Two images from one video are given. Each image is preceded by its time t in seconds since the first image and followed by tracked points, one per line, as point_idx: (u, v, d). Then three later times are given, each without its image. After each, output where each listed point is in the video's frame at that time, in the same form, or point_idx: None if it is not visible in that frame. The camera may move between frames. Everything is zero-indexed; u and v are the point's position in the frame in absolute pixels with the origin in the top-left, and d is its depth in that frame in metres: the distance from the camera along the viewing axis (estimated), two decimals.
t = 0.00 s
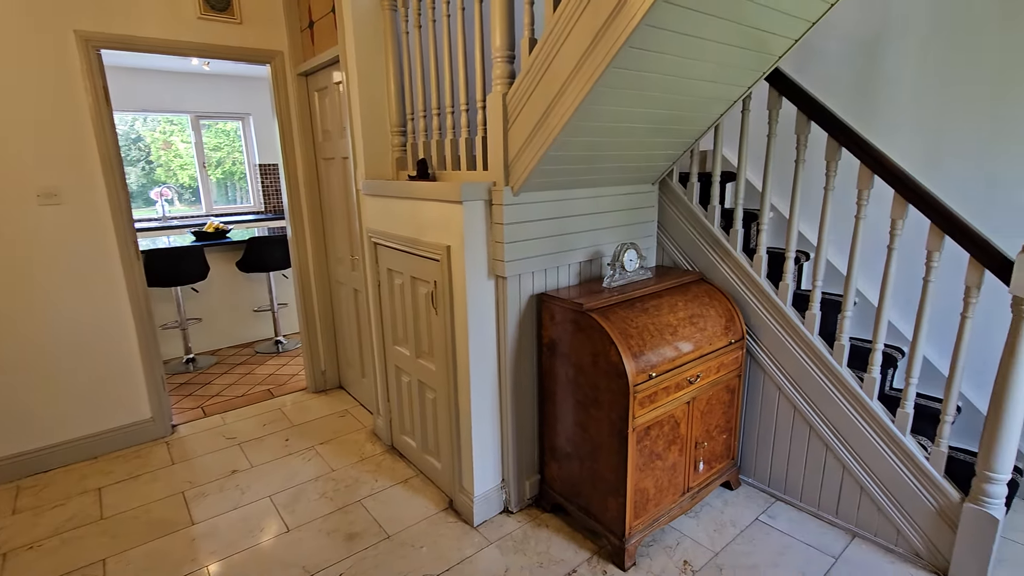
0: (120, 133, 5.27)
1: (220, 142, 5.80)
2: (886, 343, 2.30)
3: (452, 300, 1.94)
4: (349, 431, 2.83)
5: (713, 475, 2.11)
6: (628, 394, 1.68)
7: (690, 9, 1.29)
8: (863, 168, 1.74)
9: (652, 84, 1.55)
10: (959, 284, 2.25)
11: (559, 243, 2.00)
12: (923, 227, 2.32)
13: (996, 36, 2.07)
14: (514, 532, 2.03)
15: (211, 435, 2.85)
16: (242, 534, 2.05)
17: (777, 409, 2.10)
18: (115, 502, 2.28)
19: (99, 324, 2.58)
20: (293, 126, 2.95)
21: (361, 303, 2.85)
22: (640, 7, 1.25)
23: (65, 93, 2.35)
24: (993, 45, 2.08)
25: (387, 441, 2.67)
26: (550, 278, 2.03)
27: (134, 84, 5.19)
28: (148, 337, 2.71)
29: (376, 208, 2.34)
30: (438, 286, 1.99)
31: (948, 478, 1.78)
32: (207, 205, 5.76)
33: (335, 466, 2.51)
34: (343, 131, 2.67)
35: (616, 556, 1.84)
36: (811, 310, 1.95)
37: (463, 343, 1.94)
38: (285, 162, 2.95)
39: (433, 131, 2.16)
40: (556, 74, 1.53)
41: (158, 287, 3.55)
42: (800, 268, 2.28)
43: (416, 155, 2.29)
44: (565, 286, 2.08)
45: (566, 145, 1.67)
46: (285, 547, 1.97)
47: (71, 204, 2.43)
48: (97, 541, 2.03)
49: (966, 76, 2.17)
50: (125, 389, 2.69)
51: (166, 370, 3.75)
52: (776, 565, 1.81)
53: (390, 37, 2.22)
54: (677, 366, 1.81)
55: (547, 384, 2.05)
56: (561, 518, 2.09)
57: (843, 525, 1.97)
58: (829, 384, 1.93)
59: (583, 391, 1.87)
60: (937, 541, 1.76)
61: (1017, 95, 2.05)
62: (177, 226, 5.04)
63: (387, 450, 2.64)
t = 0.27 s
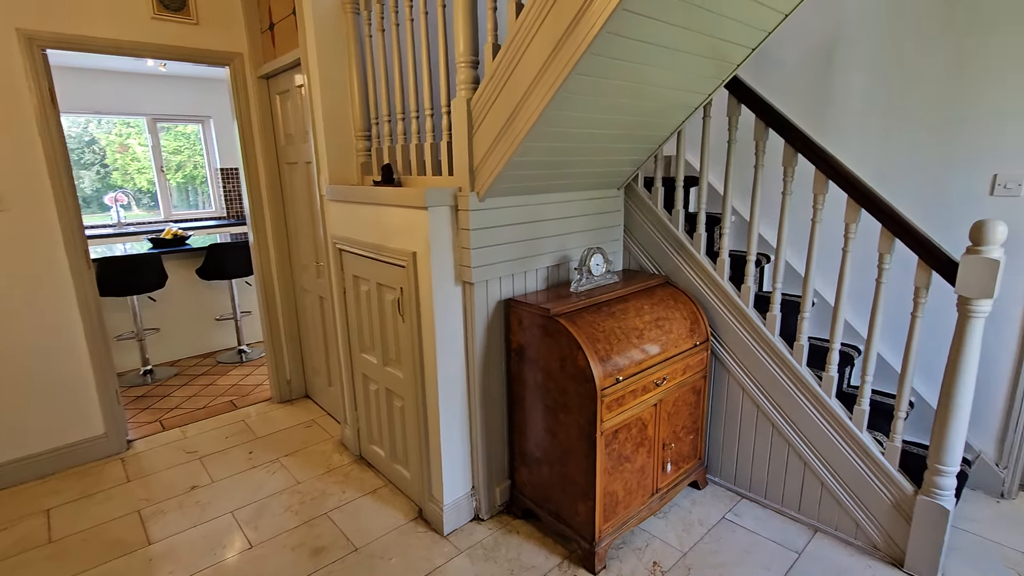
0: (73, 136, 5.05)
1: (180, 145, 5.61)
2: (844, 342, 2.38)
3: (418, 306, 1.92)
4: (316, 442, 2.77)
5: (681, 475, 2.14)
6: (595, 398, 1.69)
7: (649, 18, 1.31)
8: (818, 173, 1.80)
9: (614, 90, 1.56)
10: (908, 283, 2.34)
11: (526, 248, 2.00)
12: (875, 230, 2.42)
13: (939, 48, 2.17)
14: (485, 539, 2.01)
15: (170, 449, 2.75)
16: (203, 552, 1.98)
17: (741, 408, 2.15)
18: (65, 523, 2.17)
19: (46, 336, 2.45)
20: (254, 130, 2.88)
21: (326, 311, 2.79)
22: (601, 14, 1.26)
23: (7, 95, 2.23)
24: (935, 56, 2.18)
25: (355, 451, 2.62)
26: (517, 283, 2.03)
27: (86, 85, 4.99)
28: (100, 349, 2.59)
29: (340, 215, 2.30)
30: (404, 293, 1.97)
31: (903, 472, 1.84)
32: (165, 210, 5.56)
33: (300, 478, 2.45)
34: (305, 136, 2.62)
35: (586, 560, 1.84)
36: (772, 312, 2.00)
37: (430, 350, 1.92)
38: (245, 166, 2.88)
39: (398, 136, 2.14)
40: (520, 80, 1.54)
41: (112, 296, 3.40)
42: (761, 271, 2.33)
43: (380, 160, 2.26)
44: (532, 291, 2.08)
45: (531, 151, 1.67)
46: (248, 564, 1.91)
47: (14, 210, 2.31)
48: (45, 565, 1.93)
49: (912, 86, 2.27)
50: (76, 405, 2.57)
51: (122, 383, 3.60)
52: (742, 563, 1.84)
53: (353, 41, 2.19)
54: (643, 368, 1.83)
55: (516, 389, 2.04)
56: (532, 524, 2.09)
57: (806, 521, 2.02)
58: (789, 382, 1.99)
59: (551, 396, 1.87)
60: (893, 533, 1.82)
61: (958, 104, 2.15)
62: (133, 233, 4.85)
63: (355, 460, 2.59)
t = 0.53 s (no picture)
0: (22, 138, 4.80)
1: (138, 148, 5.43)
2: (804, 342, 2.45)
3: (384, 313, 1.89)
4: (281, 454, 2.70)
5: (650, 476, 2.17)
6: (563, 402, 1.69)
7: (610, 24, 1.32)
8: (776, 178, 1.85)
9: (577, 96, 1.57)
10: (864, 283, 2.42)
11: (493, 253, 2.00)
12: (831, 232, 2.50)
13: (888, 57, 2.26)
14: (456, 548, 1.99)
15: (127, 466, 2.63)
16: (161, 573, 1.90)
17: (707, 408, 2.18)
18: (11, 547, 2.06)
19: None
20: (213, 133, 2.80)
21: (291, 319, 2.73)
22: (563, 19, 1.26)
23: None
24: (885, 65, 2.27)
25: (322, 461, 2.56)
26: (485, 289, 2.02)
27: (34, 86, 4.77)
28: (49, 362, 2.47)
29: (304, 221, 2.25)
30: (370, 300, 1.93)
31: (861, 467, 1.90)
32: (121, 215, 5.34)
33: (265, 492, 2.38)
34: (267, 140, 2.56)
35: (557, 565, 1.84)
36: (735, 313, 2.04)
37: (397, 358, 1.89)
38: (205, 171, 2.79)
39: (362, 141, 2.11)
40: (483, 86, 1.53)
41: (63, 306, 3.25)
42: (725, 273, 2.39)
43: (345, 165, 2.22)
44: (500, 296, 2.07)
45: (496, 156, 1.67)
46: None
47: None
48: None
49: (864, 93, 2.35)
50: (23, 421, 2.44)
51: (75, 397, 3.44)
52: (710, 562, 1.87)
53: (316, 44, 2.15)
54: (611, 372, 1.84)
55: (485, 395, 2.03)
56: (503, 530, 2.08)
57: (771, 517, 2.07)
58: (753, 382, 2.03)
59: (520, 401, 1.86)
60: (853, 527, 1.87)
61: (907, 111, 2.24)
62: (87, 240, 4.65)
63: (322, 471, 2.53)
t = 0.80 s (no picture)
0: None
1: (94, 150, 5.23)
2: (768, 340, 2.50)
3: (350, 319, 1.86)
4: (245, 465, 2.62)
5: (621, 477, 2.18)
6: (532, 406, 1.68)
7: (572, 28, 1.33)
8: (738, 180, 1.88)
9: (541, 99, 1.57)
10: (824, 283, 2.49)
11: (461, 257, 1.98)
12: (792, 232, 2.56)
13: (843, 63, 2.33)
14: (426, 556, 1.96)
15: (80, 482, 2.52)
16: None
17: (675, 408, 2.21)
18: None
19: None
20: (170, 136, 2.71)
21: (255, 326, 2.65)
22: (524, 22, 1.26)
23: None
24: (841, 71, 2.34)
25: (288, 472, 2.49)
26: (452, 293, 2.00)
27: None
28: None
29: (266, 225, 2.19)
30: (335, 306, 1.89)
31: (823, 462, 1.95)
32: (77, 221, 5.13)
33: (228, 505, 2.30)
34: (227, 142, 2.49)
35: (528, 570, 1.83)
36: (701, 314, 2.07)
37: (363, 365, 1.86)
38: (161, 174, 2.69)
39: (325, 144, 2.06)
40: (446, 88, 1.52)
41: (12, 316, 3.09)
42: (691, 274, 2.42)
43: (308, 168, 2.17)
44: (469, 300, 2.06)
45: (460, 159, 1.65)
46: None
47: None
48: None
49: (821, 98, 2.42)
50: None
51: (25, 412, 3.28)
52: (680, 561, 1.89)
53: (276, 44, 2.10)
54: (580, 374, 1.84)
55: (454, 400, 2.01)
56: (474, 537, 2.06)
57: (738, 514, 2.10)
58: (719, 381, 2.06)
59: (489, 406, 1.85)
60: (816, 521, 1.92)
61: (861, 115, 2.32)
62: (38, 246, 4.44)
63: (288, 482, 2.47)
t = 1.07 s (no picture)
0: None
1: (50, 153, 5.02)
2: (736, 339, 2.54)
3: (316, 325, 1.82)
4: (210, 478, 2.54)
5: (593, 479, 2.18)
6: (502, 410, 1.67)
7: (536, 32, 1.33)
8: (703, 183, 1.91)
9: (507, 102, 1.57)
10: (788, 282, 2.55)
11: (429, 260, 1.96)
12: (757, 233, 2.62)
13: (803, 68, 2.39)
14: (398, 565, 1.93)
15: (33, 501, 2.40)
16: None
17: (646, 408, 2.22)
18: None
19: None
20: (127, 139, 2.61)
21: (219, 334, 2.58)
22: (487, 25, 1.25)
23: None
24: (801, 76, 2.40)
25: (255, 484, 2.43)
26: (421, 297, 1.98)
27: None
28: None
29: (228, 231, 2.13)
30: (300, 312, 1.85)
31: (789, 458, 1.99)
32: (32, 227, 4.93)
33: (192, 520, 2.23)
34: (186, 145, 2.41)
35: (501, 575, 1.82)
36: (669, 315, 2.10)
37: (331, 372, 1.82)
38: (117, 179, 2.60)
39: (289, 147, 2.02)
40: (410, 91, 1.50)
41: None
42: (659, 275, 2.45)
43: (271, 172, 2.12)
44: (438, 304, 2.04)
45: (426, 162, 1.64)
46: None
47: None
48: None
49: (782, 102, 2.48)
50: None
51: None
52: (652, 560, 1.90)
53: (236, 45, 2.05)
54: (551, 377, 1.84)
55: (425, 406, 1.99)
56: (447, 544, 2.03)
57: (709, 512, 2.13)
58: (688, 381, 2.08)
59: (460, 411, 1.83)
60: (784, 516, 1.95)
61: (821, 119, 2.38)
62: None
63: (255, 494, 2.40)
